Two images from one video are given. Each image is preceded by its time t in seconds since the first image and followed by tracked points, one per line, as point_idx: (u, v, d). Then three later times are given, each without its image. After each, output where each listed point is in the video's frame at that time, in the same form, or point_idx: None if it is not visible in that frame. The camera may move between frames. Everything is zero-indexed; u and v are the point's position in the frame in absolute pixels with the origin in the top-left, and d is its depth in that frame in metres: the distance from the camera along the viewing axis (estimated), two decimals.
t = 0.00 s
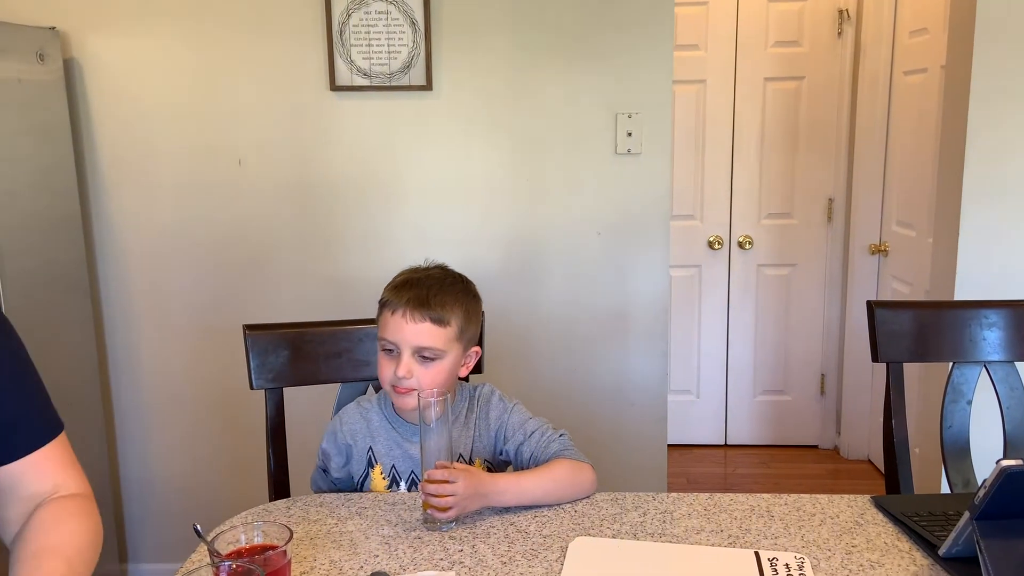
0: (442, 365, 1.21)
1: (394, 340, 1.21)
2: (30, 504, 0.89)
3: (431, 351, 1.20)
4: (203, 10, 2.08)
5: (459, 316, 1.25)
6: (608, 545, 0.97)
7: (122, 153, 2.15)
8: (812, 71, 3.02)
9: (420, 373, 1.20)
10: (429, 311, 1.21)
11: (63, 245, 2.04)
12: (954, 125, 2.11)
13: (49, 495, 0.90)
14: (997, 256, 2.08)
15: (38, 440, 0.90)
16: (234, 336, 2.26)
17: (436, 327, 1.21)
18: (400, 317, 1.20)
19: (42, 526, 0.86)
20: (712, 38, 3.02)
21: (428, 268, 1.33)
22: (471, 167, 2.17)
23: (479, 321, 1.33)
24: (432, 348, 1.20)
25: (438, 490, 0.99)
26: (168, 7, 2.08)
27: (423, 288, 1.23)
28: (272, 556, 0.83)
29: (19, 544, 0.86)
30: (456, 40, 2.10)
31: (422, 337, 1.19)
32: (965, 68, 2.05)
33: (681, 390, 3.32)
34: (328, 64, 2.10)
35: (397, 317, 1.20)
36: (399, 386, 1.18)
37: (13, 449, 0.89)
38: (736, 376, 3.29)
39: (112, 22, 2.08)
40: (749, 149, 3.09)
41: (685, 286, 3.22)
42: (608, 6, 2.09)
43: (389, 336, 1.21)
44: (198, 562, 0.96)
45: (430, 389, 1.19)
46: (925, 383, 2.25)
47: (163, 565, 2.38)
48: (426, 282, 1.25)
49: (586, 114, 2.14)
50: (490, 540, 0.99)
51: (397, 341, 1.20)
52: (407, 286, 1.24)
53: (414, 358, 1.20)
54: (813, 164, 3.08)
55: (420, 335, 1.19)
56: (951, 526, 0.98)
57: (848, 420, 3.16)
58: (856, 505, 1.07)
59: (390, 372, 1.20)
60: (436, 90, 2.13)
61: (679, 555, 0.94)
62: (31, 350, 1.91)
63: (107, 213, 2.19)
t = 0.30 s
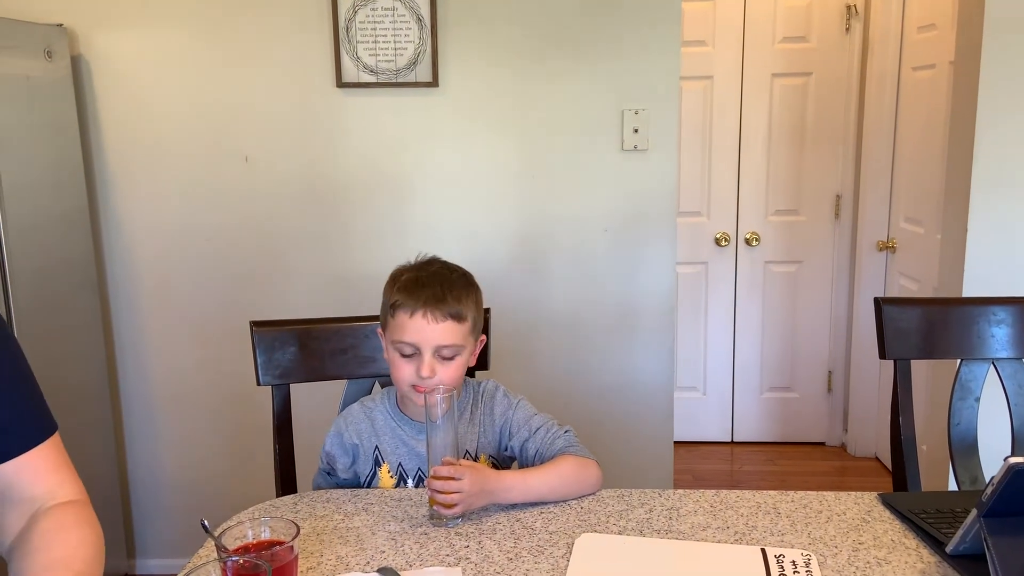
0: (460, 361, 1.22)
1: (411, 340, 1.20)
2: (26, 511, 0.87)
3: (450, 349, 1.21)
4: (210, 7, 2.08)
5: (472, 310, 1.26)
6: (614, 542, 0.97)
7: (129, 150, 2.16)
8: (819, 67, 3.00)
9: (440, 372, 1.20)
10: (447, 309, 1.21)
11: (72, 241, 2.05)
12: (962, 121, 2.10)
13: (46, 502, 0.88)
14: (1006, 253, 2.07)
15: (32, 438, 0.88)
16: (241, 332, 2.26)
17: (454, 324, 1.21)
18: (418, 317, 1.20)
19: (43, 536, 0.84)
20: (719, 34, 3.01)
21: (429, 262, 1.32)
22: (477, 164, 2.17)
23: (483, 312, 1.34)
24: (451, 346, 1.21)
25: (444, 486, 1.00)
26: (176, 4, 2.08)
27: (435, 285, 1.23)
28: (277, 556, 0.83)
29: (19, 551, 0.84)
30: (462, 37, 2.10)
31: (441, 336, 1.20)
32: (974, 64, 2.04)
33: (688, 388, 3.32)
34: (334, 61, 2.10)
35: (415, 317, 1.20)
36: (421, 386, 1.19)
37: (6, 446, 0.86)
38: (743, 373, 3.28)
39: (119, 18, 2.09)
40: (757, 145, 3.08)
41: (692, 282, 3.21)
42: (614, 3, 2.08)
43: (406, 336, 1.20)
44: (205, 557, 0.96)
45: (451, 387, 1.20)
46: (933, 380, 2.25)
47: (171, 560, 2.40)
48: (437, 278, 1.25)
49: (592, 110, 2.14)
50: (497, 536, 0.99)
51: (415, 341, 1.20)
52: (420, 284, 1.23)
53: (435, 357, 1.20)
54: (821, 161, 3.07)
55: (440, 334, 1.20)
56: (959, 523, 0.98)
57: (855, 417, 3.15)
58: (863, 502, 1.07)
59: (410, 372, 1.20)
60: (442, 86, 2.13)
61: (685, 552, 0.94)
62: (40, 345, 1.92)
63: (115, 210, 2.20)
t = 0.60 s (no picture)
0: (469, 365, 1.23)
1: (420, 349, 1.20)
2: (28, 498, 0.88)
3: (459, 355, 1.21)
4: (216, 5, 2.09)
5: (478, 314, 1.26)
6: (619, 540, 0.97)
7: (135, 148, 2.17)
8: (826, 65, 2.99)
9: (451, 377, 1.21)
10: (453, 316, 1.21)
11: (78, 240, 2.06)
12: (969, 119, 2.10)
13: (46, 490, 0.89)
14: (1013, 252, 2.06)
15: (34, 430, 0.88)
16: (247, 330, 2.27)
17: (462, 331, 1.21)
18: (425, 327, 1.20)
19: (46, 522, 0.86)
20: (725, 32, 3.00)
21: (427, 263, 1.31)
22: (482, 162, 2.17)
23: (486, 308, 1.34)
24: (460, 352, 1.21)
25: (450, 483, 1.00)
26: (182, 3, 2.09)
27: (440, 292, 1.22)
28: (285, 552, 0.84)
29: (22, 538, 0.86)
30: (468, 35, 2.10)
31: (450, 344, 1.20)
32: (982, 61, 2.03)
33: (694, 386, 3.31)
34: (340, 59, 2.10)
35: (422, 326, 1.20)
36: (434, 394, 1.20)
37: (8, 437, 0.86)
38: (749, 372, 3.27)
39: (126, 17, 2.09)
40: (763, 143, 3.07)
41: (698, 280, 3.20)
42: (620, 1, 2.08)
43: (415, 346, 1.20)
44: (210, 555, 0.97)
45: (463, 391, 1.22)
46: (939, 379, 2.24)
47: (177, 557, 2.40)
48: (440, 283, 1.24)
49: (598, 109, 2.13)
50: (502, 534, 0.99)
51: (424, 350, 1.20)
52: (425, 291, 1.23)
53: (445, 364, 1.21)
54: (827, 160, 3.06)
55: (448, 342, 1.20)
56: (966, 522, 0.98)
57: (861, 416, 3.14)
58: (869, 501, 1.07)
59: (420, 379, 1.21)
60: (448, 85, 2.13)
61: (691, 551, 0.94)
62: (48, 342, 1.93)
63: (122, 208, 2.20)
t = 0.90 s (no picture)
0: (461, 353, 1.23)
1: (411, 334, 1.22)
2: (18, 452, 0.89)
3: (449, 342, 1.21)
4: (222, 3, 2.09)
5: (472, 303, 1.25)
6: (624, 539, 0.97)
7: (141, 146, 2.17)
8: (832, 64, 2.99)
9: (440, 364, 1.22)
10: (442, 303, 1.21)
11: (85, 238, 2.07)
12: (976, 118, 2.09)
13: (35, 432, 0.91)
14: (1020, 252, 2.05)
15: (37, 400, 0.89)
16: (253, 328, 2.28)
17: (450, 318, 1.21)
18: (414, 312, 1.21)
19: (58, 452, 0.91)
20: (731, 31, 2.99)
21: (436, 256, 1.33)
22: (487, 162, 2.17)
23: (495, 303, 1.33)
24: (449, 340, 1.21)
25: (456, 481, 1.00)
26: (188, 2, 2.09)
27: (433, 280, 1.23)
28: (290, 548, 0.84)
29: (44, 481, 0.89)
30: (473, 34, 2.10)
31: (437, 330, 1.20)
32: (988, 60, 2.02)
33: (699, 385, 3.31)
34: (346, 59, 2.11)
35: (411, 312, 1.21)
36: (422, 378, 1.21)
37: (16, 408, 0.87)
38: (754, 372, 3.27)
39: (132, 16, 2.10)
40: (768, 142, 3.06)
41: (703, 279, 3.20)
42: None
43: (405, 331, 1.22)
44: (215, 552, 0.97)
45: (451, 379, 1.21)
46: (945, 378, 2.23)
47: (183, 555, 2.41)
48: (436, 272, 1.25)
49: (603, 108, 2.13)
50: (507, 533, 0.99)
51: (414, 335, 1.21)
52: (419, 278, 1.24)
53: (434, 350, 1.21)
54: (833, 159, 3.05)
55: (435, 328, 1.20)
56: (972, 523, 0.97)
57: (867, 416, 3.13)
58: (874, 501, 1.06)
59: (412, 364, 1.22)
60: (453, 84, 2.13)
61: (696, 550, 0.94)
62: (54, 340, 1.94)
63: (128, 207, 2.21)
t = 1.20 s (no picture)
0: (459, 352, 1.22)
1: (409, 331, 1.21)
2: (50, 448, 0.99)
3: (446, 339, 1.20)
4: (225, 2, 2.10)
5: (471, 301, 1.25)
6: (627, 539, 0.97)
7: (145, 145, 2.18)
8: (836, 63, 2.98)
9: (437, 362, 1.21)
10: (440, 300, 1.21)
11: (89, 237, 2.07)
12: (980, 117, 2.08)
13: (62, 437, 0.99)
14: None
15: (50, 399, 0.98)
16: (256, 327, 2.28)
17: (448, 316, 1.21)
18: (412, 308, 1.20)
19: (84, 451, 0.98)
20: (734, 30, 2.99)
21: (438, 253, 1.33)
22: (490, 161, 2.17)
23: (495, 303, 1.33)
24: (446, 337, 1.21)
25: (468, 483, 0.99)
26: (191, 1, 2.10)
27: (433, 277, 1.23)
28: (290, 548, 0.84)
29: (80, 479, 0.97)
30: (476, 33, 2.10)
31: (435, 327, 1.20)
32: (992, 60, 2.02)
33: (702, 385, 3.30)
34: (349, 58, 2.11)
35: (409, 308, 1.21)
36: (419, 376, 1.20)
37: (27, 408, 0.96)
38: (758, 371, 3.27)
39: (135, 15, 2.10)
40: (772, 142, 3.06)
41: (706, 279, 3.20)
42: None
43: (403, 328, 1.21)
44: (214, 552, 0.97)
45: (448, 377, 1.20)
46: (949, 378, 2.23)
47: (186, 554, 2.42)
48: (436, 270, 1.25)
49: (606, 107, 2.13)
50: (509, 533, 0.99)
51: (411, 332, 1.21)
52: (418, 276, 1.24)
53: (431, 348, 1.20)
54: (837, 158, 3.04)
55: (433, 325, 1.20)
56: (976, 523, 0.97)
57: (871, 416, 3.13)
58: (878, 501, 1.06)
59: (409, 362, 1.21)
60: (456, 83, 2.13)
61: (700, 551, 0.94)
62: (57, 339, 1.95)
63: (131, 206, 2.22)
